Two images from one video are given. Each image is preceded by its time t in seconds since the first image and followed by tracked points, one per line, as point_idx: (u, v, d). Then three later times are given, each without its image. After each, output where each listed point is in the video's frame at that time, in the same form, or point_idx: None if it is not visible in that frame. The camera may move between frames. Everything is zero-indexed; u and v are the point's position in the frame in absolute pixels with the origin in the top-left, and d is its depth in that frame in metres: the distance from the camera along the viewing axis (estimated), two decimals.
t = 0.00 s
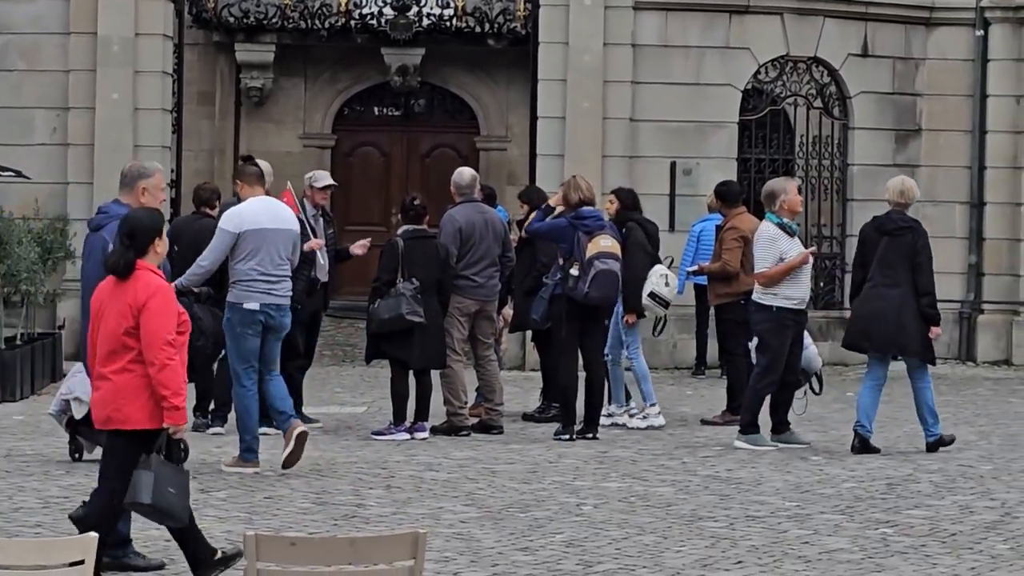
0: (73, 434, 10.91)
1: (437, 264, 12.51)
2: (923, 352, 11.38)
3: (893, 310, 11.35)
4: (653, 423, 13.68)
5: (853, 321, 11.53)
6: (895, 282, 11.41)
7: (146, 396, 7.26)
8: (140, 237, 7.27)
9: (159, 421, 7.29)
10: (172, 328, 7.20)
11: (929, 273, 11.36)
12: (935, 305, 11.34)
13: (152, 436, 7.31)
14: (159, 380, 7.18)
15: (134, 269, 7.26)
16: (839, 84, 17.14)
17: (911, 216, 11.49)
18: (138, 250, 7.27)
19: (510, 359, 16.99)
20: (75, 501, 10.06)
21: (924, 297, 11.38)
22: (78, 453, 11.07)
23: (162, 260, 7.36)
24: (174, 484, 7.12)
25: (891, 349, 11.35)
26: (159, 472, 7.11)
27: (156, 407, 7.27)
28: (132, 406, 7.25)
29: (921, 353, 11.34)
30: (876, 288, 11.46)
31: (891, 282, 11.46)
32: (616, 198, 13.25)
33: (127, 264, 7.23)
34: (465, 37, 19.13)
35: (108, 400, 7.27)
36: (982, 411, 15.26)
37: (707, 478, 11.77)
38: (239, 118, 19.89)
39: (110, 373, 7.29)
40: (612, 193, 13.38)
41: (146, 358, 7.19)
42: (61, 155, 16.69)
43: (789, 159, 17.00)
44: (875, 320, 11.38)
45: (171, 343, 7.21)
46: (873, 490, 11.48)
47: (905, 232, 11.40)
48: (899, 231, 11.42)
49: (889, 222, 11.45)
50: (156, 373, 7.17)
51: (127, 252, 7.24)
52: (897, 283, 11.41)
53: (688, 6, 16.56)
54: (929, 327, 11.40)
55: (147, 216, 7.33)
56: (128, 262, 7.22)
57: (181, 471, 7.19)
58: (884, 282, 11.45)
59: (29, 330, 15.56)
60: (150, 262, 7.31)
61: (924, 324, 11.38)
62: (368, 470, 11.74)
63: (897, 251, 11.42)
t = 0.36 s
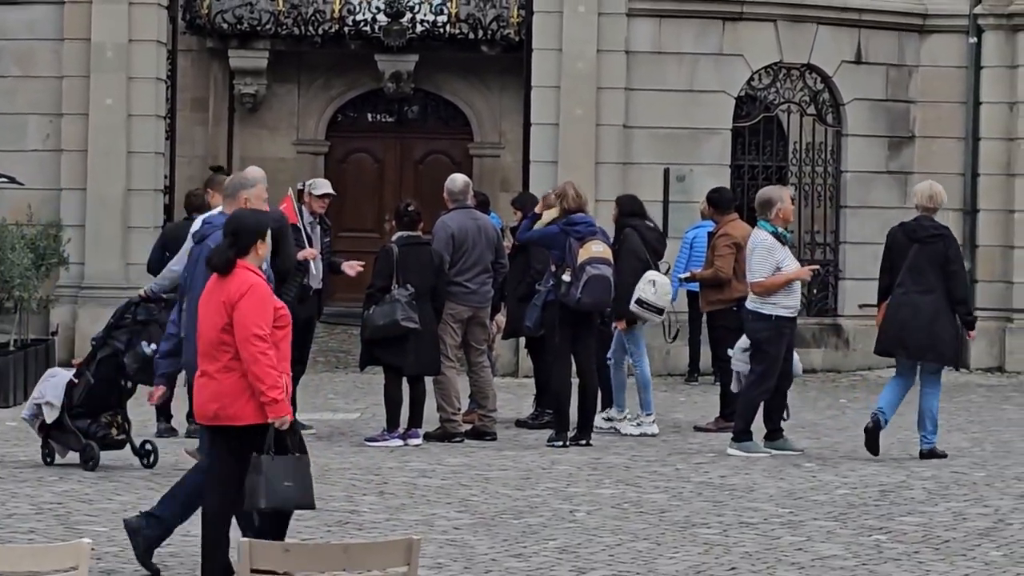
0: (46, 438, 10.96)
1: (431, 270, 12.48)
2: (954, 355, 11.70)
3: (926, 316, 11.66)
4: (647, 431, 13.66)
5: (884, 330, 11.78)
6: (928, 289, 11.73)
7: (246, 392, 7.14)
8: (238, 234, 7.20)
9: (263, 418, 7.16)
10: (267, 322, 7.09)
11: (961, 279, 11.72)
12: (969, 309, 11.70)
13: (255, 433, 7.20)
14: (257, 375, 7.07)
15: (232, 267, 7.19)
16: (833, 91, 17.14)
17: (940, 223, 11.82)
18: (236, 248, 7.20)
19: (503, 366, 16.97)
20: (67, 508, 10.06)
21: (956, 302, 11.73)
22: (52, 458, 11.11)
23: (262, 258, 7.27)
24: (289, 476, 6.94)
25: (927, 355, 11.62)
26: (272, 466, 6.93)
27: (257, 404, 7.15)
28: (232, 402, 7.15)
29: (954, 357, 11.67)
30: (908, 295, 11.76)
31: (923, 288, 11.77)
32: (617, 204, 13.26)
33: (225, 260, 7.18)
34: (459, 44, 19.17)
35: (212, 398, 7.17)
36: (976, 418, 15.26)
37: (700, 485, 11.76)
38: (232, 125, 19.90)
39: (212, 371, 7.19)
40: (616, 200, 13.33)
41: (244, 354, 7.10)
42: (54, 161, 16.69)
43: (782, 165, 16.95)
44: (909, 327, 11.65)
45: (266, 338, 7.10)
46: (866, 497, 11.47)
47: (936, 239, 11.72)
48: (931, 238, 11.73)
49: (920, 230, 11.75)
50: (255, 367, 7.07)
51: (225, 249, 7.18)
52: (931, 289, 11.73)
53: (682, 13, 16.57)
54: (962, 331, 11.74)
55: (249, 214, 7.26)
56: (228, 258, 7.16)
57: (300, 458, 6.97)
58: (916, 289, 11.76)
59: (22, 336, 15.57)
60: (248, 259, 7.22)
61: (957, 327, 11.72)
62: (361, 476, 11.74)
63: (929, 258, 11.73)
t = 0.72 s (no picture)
0: (20, 448, 10.99)
1: (425, 283, 12.47)
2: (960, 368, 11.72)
3: (933, 327, 11.69)
4: (641, 443, 13.65)
5: (893, 341, 11.83)
6: (937, 302, 11.76)
7: (354, 403, 7.38)
8: (336, 248, 7.47)
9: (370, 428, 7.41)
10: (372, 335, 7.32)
11: (971, 292, 11.73)
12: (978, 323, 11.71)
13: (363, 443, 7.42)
14: (363, 387, 7.32)
15: (332, 281, 7.47)
16: (826, 103, 17.15)
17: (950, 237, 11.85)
18: (334, 262, 7.47)
19: (497, 379, 16.96)
20: (60, 520, 10.06)
21: (966, 316, 11.75)
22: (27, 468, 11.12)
23: (361, 273, 7.51)
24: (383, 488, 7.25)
25: (933, 367, 11.66)
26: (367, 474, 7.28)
27: (365, 415, 7.38)
28: (341, 414, 7.39)
29: (961, 369, 11.70)
30: (918, 307, 11.78)
31: (933, 301, 11.80)
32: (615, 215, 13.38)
33: (325, 275, 7.46)
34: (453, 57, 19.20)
35: (319, 409, 7.43)
36: (969, 431, 15.25)
37: (692, 498, 11.76)
38: (226, 137, 19.92)
39: (320, 384, 7.44)
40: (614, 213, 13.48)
41: (351, 365, 7.34)
42: (47, 173, 16.68)
43: (775, 179, 17.01)
44: (917, 337, 11.69)
45: (373, 353, 7.34)
46: (859, 509, 11.47)
47: (946, 252, 11.75)
48: (941, 252, 11.77)
49: (930, 243, 11.79)
50: (363, 380, 7.31)
51: (323, 263, 7.47)
52: (940, 303, 11.76)
53: (675, 26, 16.58)
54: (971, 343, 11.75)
55: (349, 229, 7.52)
56: (326, 271, 7.45)
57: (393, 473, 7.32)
58: (925, 301, 11.78)
59: (15, 348, 15.57)
60: (347, 273, 7.48)
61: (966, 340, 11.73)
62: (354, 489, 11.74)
63: (940, 272, 11.75)
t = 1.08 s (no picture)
0: None
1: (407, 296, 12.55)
2: (948, 380, 11.75)
3: (920, 339, 11.75)
4: (619, 454, 13.68)
5: (886, 352, 11.95)
6: (923, 312, 11.78)
7: (434, 417, 7.45)
8: (425, 264, 7.50)
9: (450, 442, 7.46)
10: (458, 351, 7.38)
11: (957, 302, 11.72)
12: (965, 334, 11.71)
13: (440, 457, 7.51)
14: (446, 402, 7.37)
15: (418, 295, 7.51)
16: (806, 114, 17.17)
17: (937, 248, 11.84)
18: (421, 277, 7.51)
19: (477, 389, 16.95)
20: (38, 531, 10.07)
21: (953, 326, 11.75)
22: None
23: (447, 288, 7.56)
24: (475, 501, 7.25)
25: (922, 378, 11.74)
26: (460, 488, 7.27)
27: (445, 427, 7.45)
28: (419, 428, 7.46)
29: (950, 381, 11.74)
30: (905, 319, 11.85)
31: (920, 312, 11.83)
32: (596, 225, 13.32)
33: (412, 291, 7.49)
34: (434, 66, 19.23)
35: (399, 420, 7.49)
36: (951, 441, 15.25)
37: (672, 508, 11.75)
38: (207, 146, 19.94)
39: (400, 396, 7.52)
40: (596, 222, 13.37)
41: (434, 379, 7.40)
42: (27, 181, 16.68)
43: (755, 189, 16.99)
44: (905, 349, 11.78)
45: (457, 366, 7.39)
46: (838, 520, 11.47)
47: (930, 264, 11.75)
48: (926, 263, 11.76)
49: (915, 254, 11.81)
50: (445, 395, 7.36)
51: (411, 279, 7.50)
52: (926, 313, 11.78)
53: (655, 36, 16.58)
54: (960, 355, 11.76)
55: (435, 243, 7.57)
56: (410, 285, 7.49)
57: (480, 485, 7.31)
58: (913, 312, 11.83)
59: None
60: (434, 288, 7.52)
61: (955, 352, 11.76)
62: (333, 498, 11.73)
63: (925, 282, 11.77)
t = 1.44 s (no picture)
0: None
1: (399, 306, 12.49)
2: (936, 391, 11.71)
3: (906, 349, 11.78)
4: (607, 465, 13.65)
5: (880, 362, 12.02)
6: (909, 322, 11.82)
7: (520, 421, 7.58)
8: (512, 271, 7.69)
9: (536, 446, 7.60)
10: (540, 356, 7.51)
11: (943, 313, 11.70)
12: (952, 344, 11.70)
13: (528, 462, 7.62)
14: (529, 405, 7.51)
15: (504, 303, 7.68)
16: (795, 126, 17.19)
17: (927, 261, 11.90)
18: (508, 285, 7.69)
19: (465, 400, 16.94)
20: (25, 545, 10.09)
21: (940, 336, 11.73)
22: None
23: (533, 296, 7.74)
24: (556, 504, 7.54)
25: (906, 388, 11.78)
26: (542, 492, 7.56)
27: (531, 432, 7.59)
28: (506, 432, 7.59)
29: (933, 390, 11.68)
30: (894, 329, 11.90)
31: (908, 322, 11.86)
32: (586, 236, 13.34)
33: (497, 297, 7.66)
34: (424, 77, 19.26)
35: (485, 426, 7.63)
36: (940, 453, 15.26)
37: (660, 520, 11.74)
38: (196, 156, 19.94)
39: (488, 403, 7.65)
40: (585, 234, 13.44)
41: (517, 383, 7.54)
42: (15, 191, 16.67)
43: (744, 202, 17.07)
44: (891, 358, 11.88)
45: (538, 371, 7.53)
46: (826, 532, 11.47)
47: (918, 274, 11.82)
48: (913, 273, 11.88)
49: (905, 265, 11.93)
50: (529, 398, 7.51)
51: (497, 286, 7.67)
52: (913, 324, 11.81)
53: (644, 48, 16.60)
54: (949, 366, 11.75)
55: (518, 253, 7.76)
56: (496, 293, 7.65)
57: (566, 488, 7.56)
58: (900, 322, 11.88)
59: None
60: (520, 296, 7.70)
61: (943, 363, 11.74)
62: (321, 509, 11.73)
63: (913, 293, 11.83)
